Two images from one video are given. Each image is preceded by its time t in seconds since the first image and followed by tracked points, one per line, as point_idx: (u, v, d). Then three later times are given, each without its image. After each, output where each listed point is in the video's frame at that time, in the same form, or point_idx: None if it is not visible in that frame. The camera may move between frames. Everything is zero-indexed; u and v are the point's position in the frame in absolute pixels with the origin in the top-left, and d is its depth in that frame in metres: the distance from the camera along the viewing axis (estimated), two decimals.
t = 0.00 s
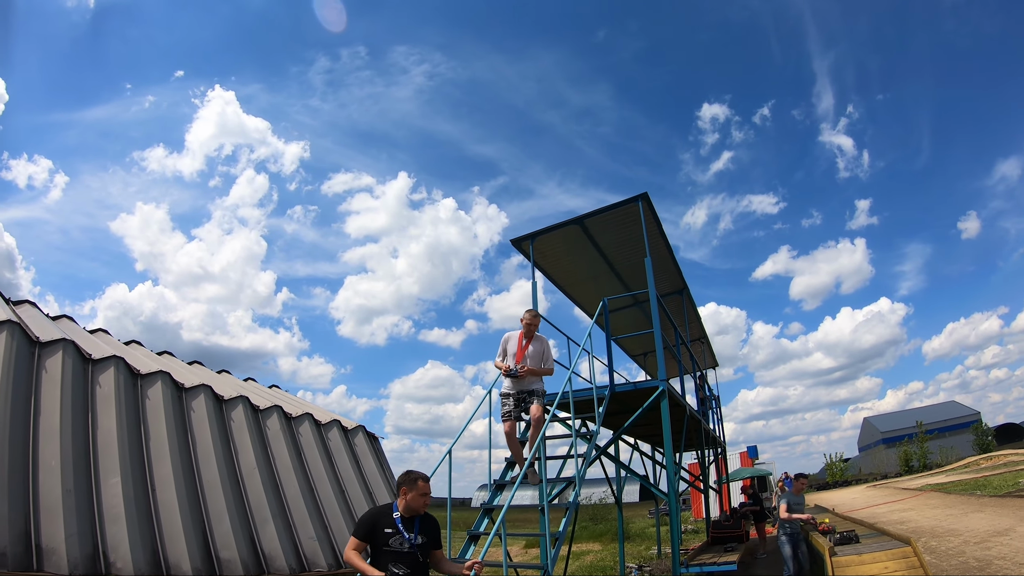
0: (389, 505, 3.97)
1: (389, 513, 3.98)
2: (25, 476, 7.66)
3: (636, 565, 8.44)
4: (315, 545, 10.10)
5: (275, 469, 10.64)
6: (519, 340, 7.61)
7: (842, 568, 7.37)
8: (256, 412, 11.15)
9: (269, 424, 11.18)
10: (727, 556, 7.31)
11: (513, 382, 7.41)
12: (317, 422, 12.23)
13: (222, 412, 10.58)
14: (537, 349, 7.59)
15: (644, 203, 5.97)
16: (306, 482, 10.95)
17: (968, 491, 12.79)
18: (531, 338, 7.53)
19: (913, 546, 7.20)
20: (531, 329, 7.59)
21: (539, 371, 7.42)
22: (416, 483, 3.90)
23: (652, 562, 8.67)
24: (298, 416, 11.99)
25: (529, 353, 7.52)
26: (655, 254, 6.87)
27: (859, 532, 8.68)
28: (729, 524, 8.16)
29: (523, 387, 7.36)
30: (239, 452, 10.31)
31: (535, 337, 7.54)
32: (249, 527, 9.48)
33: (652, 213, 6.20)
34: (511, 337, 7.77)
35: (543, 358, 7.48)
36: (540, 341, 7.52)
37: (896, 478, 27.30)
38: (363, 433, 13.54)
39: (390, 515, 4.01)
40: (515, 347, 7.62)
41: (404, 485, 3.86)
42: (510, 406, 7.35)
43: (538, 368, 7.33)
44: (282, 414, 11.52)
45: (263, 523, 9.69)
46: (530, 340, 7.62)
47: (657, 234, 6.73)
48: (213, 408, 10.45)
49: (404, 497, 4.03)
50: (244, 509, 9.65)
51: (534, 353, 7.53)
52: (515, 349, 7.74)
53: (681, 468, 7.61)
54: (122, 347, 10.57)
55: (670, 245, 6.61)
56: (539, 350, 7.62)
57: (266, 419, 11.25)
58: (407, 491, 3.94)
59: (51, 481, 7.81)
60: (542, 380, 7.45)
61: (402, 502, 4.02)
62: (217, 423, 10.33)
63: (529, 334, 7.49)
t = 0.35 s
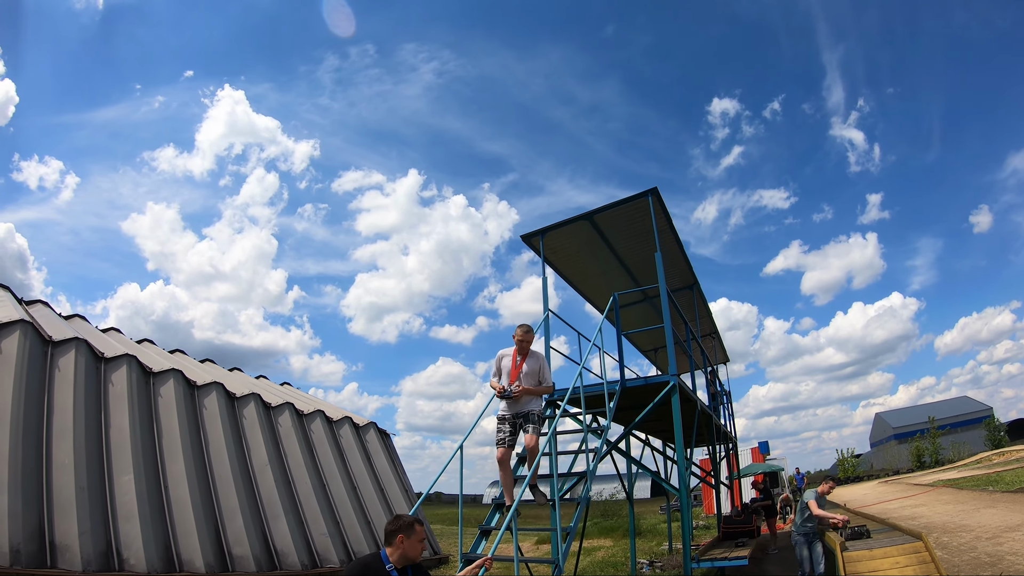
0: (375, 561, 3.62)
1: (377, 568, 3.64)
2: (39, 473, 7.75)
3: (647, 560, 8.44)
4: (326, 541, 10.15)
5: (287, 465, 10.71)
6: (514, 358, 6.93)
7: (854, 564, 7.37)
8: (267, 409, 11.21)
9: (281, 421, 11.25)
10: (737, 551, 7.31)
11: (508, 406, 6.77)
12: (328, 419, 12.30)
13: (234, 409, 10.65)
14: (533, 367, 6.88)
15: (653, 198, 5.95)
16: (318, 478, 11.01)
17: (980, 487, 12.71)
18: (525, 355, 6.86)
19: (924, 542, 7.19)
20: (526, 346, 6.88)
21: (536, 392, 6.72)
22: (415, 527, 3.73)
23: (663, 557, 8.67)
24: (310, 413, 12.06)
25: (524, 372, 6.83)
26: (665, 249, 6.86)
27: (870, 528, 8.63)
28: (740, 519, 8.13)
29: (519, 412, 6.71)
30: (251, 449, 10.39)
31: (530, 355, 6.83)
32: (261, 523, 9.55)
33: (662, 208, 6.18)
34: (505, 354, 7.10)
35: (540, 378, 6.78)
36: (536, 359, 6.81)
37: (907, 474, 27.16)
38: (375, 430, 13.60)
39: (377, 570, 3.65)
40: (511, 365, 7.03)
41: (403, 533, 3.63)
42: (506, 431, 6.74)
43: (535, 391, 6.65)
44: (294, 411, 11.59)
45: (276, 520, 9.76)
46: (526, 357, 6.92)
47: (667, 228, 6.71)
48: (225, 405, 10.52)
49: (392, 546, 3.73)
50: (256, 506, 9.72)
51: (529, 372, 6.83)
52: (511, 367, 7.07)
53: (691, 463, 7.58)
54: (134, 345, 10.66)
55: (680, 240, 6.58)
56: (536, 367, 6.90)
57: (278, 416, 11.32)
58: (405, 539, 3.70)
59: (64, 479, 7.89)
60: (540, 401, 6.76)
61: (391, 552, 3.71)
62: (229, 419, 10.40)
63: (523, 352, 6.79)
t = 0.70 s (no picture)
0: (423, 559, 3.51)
1: (424, 564, 3.54)
2: (49, 469, 7.80)
3: (654, 553, 8.47)
4: (335, 534, 10.21)
5: (295, 459, 10.76)
6: (498, 381, 6.46)
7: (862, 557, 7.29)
8: (276, 403, 11.27)
9: (289, 415, 11.31)
10: (746, 542, 7.30)
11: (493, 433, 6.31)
12: (336, 413, 12.36)
13: (243, 403, 10.71)
14: (519, 389, 6.41)
15: (660, 190, 5.94)
16: (326, 471, 11.06)
17: (988, 479, 12.67)
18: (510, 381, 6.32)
19: (932, 534, 7.19)
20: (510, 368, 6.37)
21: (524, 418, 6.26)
22: (450, 511, 3.76)
23: (671, 549, 8.70)
24: (318, 407, 12.11)
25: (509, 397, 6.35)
26: (672, 241, 6.85)
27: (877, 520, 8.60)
28: (747, 511, 8.18)
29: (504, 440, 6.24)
30: (260, 443, 10.44)
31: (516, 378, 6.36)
32: (270, 516, 9.60)
33: (668, 199, 6.16)
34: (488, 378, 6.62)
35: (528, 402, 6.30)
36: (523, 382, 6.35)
37: (915, 467, 27.08)
38: (383, 423, 13.65)
39: (423, 567, 3.54)
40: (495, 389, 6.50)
41: (447, 520, 3.66)
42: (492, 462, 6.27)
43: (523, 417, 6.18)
44: (302, 405, 11.64)
45: (284, 513, 9.81)
46: (510, 379, 6.45)
47: (675, 220, 6.69)
48: (234, 400, 10.57)
49: (429, 537, 3.66)
50: (265, 499, 9.77)
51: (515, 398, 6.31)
52: (495, 391, 6.59)
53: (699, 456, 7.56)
54: (143, 340, 10.73)
55: (688, 232, 6.57)
56: (522, 390, 6.45)
57: (286, 410, 11.38)
58: (443, 526, 3.70)
59: (73, 474, 7.94)
60: (528, 427, 6.31)
61: (432, 546, 3.64)
62: (237, 413, 10.46)
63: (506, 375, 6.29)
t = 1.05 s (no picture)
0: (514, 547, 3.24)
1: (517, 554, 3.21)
2: (57, 464, 7.86)
3: (661, 545, 8.49)
4: (342, 526, 10.26)
5: (302, 452, 10.81)
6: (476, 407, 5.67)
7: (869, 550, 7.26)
8: (283, 396, 11.31)
9: (295, 408, 11.36)
10: (752, 534, 7.30)
11: (471, 463, 5.57)
12: (344, 405, 12.42)
13: (250, 397, 10.77)
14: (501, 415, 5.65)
15: (666, 181, 5.90)
16: (333, 464, 11.12)
17: (995, 473, 12.63)
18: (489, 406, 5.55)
19: (938, 526, 7.18)
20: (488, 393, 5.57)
21: (506, 445, 5.51)
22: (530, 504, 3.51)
23: (677, 542, 8.73)
24: (325, 400, 12.16)
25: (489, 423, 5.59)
26: (679, 233, 6.82)
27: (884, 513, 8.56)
28: (753, 503, 8.17)
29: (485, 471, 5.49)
30: (267, 437, 10.49)
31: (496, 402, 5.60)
32: (277, 509, 9.65)
33: (674, 191, 6.13)
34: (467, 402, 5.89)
35: (508, 428, 5.52)
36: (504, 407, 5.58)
37: (922, 460, 27.01)
38: (389, 416, 13.70)
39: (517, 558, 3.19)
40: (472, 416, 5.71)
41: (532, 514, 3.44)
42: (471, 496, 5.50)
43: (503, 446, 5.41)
44: (308, 398, 11.68)
45: (291, 506, 9.86)
46: (490, 404, 5.71)
47: (681, 212, 6.66)
48: (241, 393, 10.62)
49: (512, 530, 3.38)
50: (273, 492, 9.83)
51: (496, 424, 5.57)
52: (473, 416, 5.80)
53: (706, 448, 7.53)
54: (150, 335, 10.78)
55: (694, 224, 6.54)
56: (504, 415, 5.66)
57: (294, 403, 11.43)
58: (526, 518, 3.45)
59: (82, 469, 8.00)
60: (511, 454, 5.62)
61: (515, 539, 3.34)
62: (244, 407, 10.51)
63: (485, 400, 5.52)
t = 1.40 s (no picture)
0: (614, 533, 2.99)
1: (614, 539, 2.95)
2: (62, 452, 7.91)
3: (664, 531, 8.56)
4: (346, 512, 10.33)
5: (307, 438, 10.86)
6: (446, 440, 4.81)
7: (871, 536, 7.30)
8: (287, 382, 11.36)
9: (300, 394, 11.42)
10: (754, 519, 7.32)
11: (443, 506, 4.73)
12: (347, 392, 12.47)
13: (254, 383, 10.82)
14: (474, 448, 4.82)
15: (669, 166, 5.87)
16: (337, 450, 11.17)
17: (997, 462, 12.66)
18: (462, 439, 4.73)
19: (941, 513, 7.19)
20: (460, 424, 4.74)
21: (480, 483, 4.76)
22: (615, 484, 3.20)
23: (680, 527, 8.81)
24: (329, 386, 12.22)
25: (460, 458, 4.79)
26: (681, 218, 6.80)
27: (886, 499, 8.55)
28: (756, 489, 8.20)
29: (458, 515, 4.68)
30: (271, 424, 10.55)
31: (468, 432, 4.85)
32: (281, 496, 9.71)
33: (678, 175, 6.11)
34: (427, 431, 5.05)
35: (484, 463, 4.82)
36: (479, 439, 4.85)
37: (925, 448, 27.08)
38: (394, 402, 13.76)
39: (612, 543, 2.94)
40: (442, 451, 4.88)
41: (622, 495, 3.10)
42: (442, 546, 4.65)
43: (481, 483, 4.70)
44: (313, 385, 11.73)
45: (296, 492, 9.92)
46: (461, 436, 4.85)
47: (684, 197, 6.63)
48: (245, 380, 10.66)
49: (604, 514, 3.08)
50: (277, 478, 9.89)
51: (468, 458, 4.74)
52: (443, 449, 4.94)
53: (709, 434, 7.53)
54: (154, 323, 10.82)
55: (697, 208, 6.50)
56: (477, 447, 4.84)
57: (298, 390, 11.48)
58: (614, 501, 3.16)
59: (87, 456, 8.05)
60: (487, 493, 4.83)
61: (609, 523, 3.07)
62: (249, 393, 10.56)
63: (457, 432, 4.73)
